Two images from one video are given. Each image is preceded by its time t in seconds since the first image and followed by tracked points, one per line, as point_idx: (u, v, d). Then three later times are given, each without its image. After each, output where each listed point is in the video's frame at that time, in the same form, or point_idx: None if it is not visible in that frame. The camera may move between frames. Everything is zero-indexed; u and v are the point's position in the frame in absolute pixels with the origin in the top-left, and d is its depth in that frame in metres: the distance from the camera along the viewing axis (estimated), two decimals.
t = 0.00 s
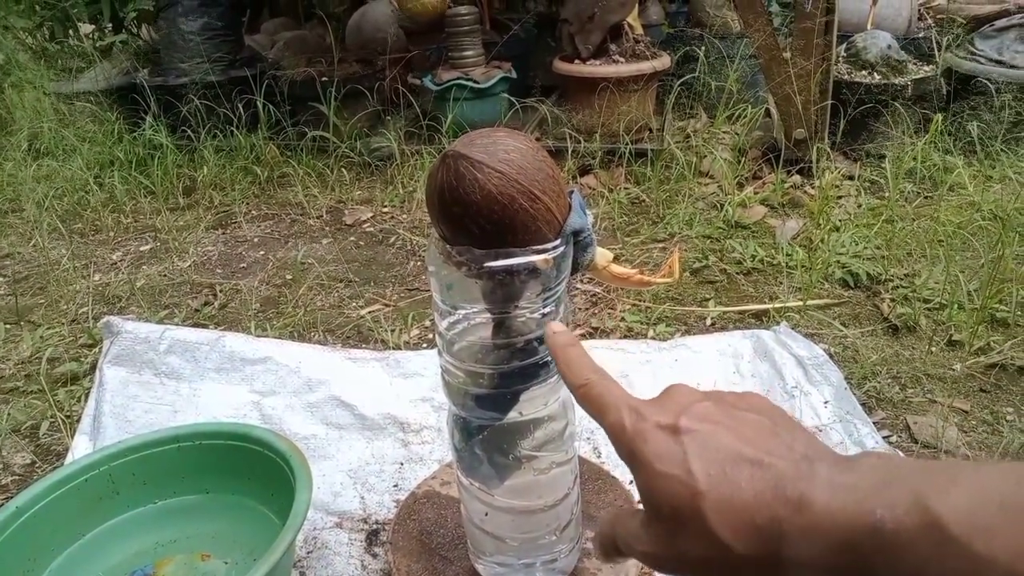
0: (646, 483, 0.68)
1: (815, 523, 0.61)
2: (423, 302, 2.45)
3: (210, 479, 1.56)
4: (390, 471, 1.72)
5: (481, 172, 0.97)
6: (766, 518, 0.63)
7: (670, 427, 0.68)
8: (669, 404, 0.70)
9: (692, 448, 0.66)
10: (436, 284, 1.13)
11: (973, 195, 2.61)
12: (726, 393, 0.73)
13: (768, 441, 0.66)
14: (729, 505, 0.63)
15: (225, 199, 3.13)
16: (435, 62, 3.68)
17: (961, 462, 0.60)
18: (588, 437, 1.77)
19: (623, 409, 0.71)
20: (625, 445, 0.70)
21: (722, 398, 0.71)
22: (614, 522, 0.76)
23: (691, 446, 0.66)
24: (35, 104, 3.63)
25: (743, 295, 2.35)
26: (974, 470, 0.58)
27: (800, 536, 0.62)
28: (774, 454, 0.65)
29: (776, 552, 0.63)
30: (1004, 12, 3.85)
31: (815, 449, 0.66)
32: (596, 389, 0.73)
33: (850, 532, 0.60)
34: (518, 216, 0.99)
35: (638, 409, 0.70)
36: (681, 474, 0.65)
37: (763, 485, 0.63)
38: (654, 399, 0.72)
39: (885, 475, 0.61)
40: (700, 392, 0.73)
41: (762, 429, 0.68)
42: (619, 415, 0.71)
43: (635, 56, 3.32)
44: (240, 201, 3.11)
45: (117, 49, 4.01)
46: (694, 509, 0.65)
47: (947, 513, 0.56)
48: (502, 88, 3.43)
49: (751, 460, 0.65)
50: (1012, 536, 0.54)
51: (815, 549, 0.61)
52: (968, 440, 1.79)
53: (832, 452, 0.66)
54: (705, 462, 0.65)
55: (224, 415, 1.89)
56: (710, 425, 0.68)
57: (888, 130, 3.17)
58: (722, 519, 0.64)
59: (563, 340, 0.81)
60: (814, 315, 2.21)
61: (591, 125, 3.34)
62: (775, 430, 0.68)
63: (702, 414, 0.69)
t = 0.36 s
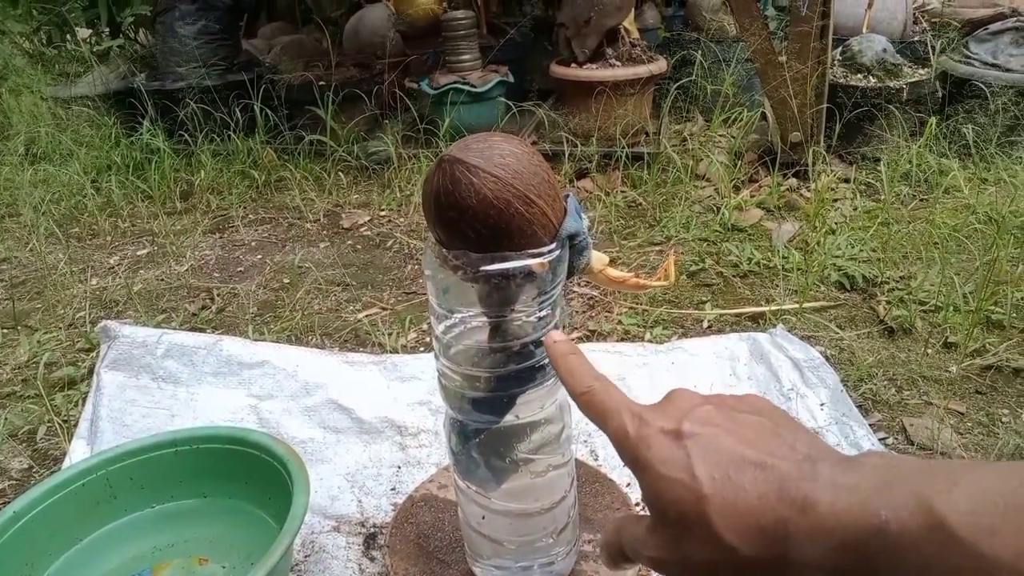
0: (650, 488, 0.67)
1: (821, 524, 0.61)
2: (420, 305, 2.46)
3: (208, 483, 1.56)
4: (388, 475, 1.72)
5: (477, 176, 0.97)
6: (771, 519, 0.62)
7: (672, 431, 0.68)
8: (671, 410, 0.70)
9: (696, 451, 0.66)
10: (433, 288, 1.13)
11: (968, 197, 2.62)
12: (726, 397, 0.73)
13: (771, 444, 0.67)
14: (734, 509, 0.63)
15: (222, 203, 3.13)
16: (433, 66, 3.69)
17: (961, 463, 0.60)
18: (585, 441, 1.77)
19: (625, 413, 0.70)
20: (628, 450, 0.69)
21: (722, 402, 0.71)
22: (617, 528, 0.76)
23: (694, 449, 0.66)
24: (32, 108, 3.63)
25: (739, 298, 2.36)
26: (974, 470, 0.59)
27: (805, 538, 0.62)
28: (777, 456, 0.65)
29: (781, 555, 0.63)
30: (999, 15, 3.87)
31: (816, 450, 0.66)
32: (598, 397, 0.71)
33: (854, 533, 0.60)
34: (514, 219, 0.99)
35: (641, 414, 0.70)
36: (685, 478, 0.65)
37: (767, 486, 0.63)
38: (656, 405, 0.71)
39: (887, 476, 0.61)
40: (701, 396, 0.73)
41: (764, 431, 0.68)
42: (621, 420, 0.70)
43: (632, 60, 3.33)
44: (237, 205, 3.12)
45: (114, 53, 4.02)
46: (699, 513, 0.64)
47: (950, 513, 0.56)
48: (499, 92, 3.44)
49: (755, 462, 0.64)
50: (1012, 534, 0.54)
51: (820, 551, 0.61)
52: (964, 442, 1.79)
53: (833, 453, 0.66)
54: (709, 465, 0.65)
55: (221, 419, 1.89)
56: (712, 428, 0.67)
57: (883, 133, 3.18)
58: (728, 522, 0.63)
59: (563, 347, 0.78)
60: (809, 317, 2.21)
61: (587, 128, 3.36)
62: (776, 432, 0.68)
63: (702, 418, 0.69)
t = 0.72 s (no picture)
0: (632, 487, 0.68)
1: (804, 524, 0.60)
2: (419, 304, 2.46)
3: (206, 483, 1.56)
4: (386, 474, 1.72)
5: (475, 175, 0.98)
6: (753, 519, 0.62)
7: (654, 429, 0.68)
8: (653, 409, 0.70)
9: (676, 450, 0.66)
10: (431, 287, 1.13)
11: (967, 197, 2.62)
12: (712, 397, 0.73)
13: (753, 443, 0.66)
14: (715, 507, 0.63)
15: (221, 203, 3.13)
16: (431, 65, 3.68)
17: (952, 460, 0.58)
18: (584, 440, 1.77)
19: (607, 412, 0.71)
20: (610, 450, 0.70)
21: (707, 401, 0.71)
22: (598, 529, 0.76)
23: (675, 447, 0.66)
24: (30, 108, 3.63)
25: (738, 297, 2.36)
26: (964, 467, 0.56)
27: (787, 537, 0.61)
28: (759, 455, 0.65)
29: (765, 556, 0.62)
30: (997, 15, 3.87)
31: (801, 450, 0.66)
32: (577, 396, 0.74)
33: (837, 532, 0.59)
34: (511, 218, 0.99)
35: (623, 414, 0.71)
36: (666, 476, 0.65)
37: (749, 485, 0.63)
38: (639, 405, 0.72)
39: (873, 475, 0.60)
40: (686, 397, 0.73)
41: (746, 429, 0.68)
42: (604, 419, 0.71)
43: (630, 60, 3.33)
44: (236, 205, 3.11)
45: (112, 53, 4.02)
46: (681, 512, 0.64)
47: (935, 513, 0.54)
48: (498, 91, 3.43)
49: (736, 461, 0.64)
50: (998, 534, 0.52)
51: (803, 551, 0.60)
52: (963, 440, 1.79)
53: (819, 453, 0.65)
54: (689, 463, 0.65)
55: (219, 418, 1.89)
56: (694, 427, 0.67)
57: (882, 133, 3.18)
58: (709, 521, 0.63)
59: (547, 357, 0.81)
60: (808, 317, 2.21)
61: (586, 128, 3.36)
62: (760, 431, 0.68)
63: (686, 416, 0.69)
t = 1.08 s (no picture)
0: (647, 504, 0.66)
1: (821, 536, 0.61)
2: (417, 306, 2.46)
3: (205, 485, 1.56)
4: (385, 476, 1.72)
5: (474, 177, 0.98)
6: (770, 531, 0.62)
7: (667, 445, 0.67)
8: (665, 423, 0.69)
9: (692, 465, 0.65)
10: (429, 289, 1.14)
11: (964, 199, 2.63)
12: (721, 408, 0.71)
13: (767, 454, 0.65)
14: (732, 522, 0.62)
15: (219, 205, 3.13)
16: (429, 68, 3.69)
17: (961, 468, 0.59)
18: (582, 442, 1.77)
19: (618, 428, 0.68)
20: (623, 466, 0.68)
21: (716, 412, 0.70)
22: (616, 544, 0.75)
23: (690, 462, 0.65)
24: (29, 110, 3.63)
25: (736, 299, 2.36)
26: (975, 475, 0.57)
27: (804, 550, 0.61)
28: (773, 467, 0.64)
29: (781, 568, 0.62)
30: (994, 17, 3.88)
31: (812, 460, 0.66)
32: (589, 410, 0.70)
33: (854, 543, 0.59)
34: (510, 221, 0.99)
35: (634, 428, 0.68)
36: (683, 492, 0.64)
37: (766, 497, 0.62)
38: (650, 419, 0.70)
39: (887, 485, 0.60)
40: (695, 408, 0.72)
41: (758, 440, 0.67)
42: (615, 434, 0.68)
43: (628, 62, 3.34)
44: (234, 207, 3.11)
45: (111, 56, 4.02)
46: (697, 528, 0.63)
47: (951, 523, 0.55)
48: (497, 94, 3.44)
49: (752, 474, 0.63)
50: (1013, 544, 0.52)
51: (820, 563, 0.61)
52: (959, 442, 1.80)
53: (831, 462, 0.66)
54: (704, 477, 0.64)
55: (218, 420, 1.89)
56: (708, 440, 0.66)
57: (879, 135, 3.19)
58: (726, 535, 0.62)
59: (552, 361, 0.76)
60: (805, 318, 2.22)
61: (584, 130, 3.36)
62: (771, 441, 0.67)
63: (698, 429, 0.67)
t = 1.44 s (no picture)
0: (643, 513, 0.66)
1: (818, 540, 0.60)
2: (415, 307, 2.46)
3: (203, 486, 1.56)
4: (383, 477, 1.72)
5: (471, 178, 0.98)
6: (767, 537, 0.61)
7: (661, 453, 0.67)
8: (657, 431, 0.69)
9: (686, 473, 0.64)
10: (426, 290, 1.14)
11: (961, 199, 2.63)
12: (713, 413, 0.71)
13: (761, 459, 0.65)
14: (729, 529, 0.62)
15: (217, 206, 3.13)
16: (427, 69, 3.68)
17: (957, 471, 0.59)
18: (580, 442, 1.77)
19: (612, 437, 0.69)
20: (618, 476, 0.68)
21: (709, 418, 0.70)
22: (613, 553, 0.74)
23: (684, 469, 0.65)
24: (26, 112, 3.63)
25: (734, 300, 2.36)
26: (970, 478, 0.57)
27: (801, 555, 0.60)
28: (766, 471, 0.64)
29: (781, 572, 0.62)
30: (991, 17, 3.88)
31: (807, 463, 0.65)
32: (582, 424, 0.71)
33: (851, 547, 0.58)
34: (507, 221, 0.99)
35: (627, 439, 0.69)
36: (678, 500, 0.64)
37: (761, 503, 0.62)
38: (642, 428, 0.70)
39: (882, 488, 0.60)
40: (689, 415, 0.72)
41: (751, 445, 0.67)
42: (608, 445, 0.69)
43: (626, 63, 3.34)
44: (232, 208, 3.11)
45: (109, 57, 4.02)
46: (695, 536, 0.63)
47: (948, 528, 0.55)
48: (495, 95, 3.45)
49: (746, 480, 0.63)
50: (1007, 547, 0.53)
51: (818, 568, 0.60)
52: (957, 441, 1.80)
53: (826, 464, 0.65)
54: (699, 485, 0.64)
55: (216, 421, 1.89)
56: (702, 447, 0.66)
57: (877, 135, 3.19)
58: (723, 542, 0.62)
59: (540, 377, 0.78)
60: (803, 318, 2.22)
61: (582, 131, 3.36)
62: (765, 446, 0.67)
63: (691, 437, 0.67)
